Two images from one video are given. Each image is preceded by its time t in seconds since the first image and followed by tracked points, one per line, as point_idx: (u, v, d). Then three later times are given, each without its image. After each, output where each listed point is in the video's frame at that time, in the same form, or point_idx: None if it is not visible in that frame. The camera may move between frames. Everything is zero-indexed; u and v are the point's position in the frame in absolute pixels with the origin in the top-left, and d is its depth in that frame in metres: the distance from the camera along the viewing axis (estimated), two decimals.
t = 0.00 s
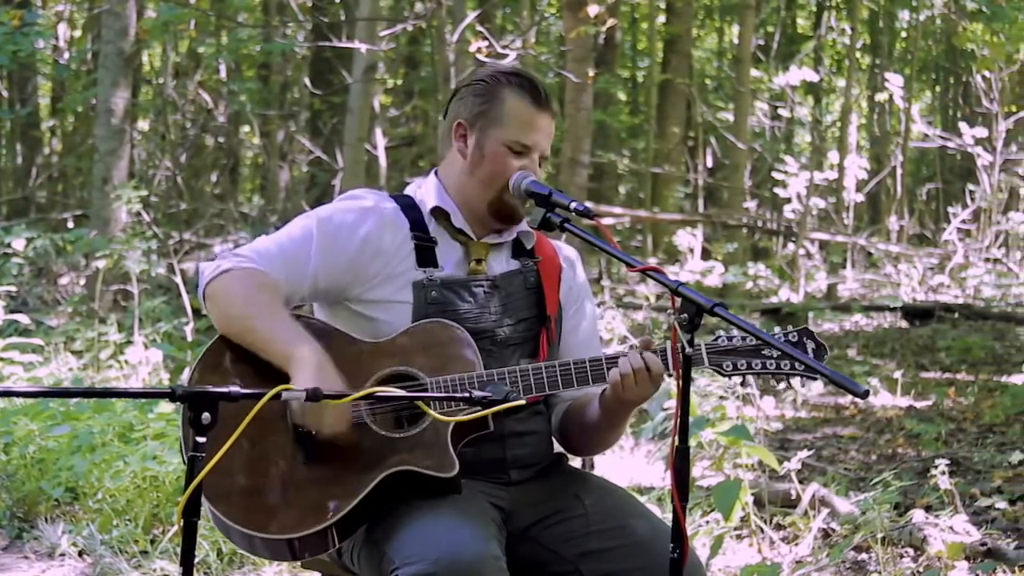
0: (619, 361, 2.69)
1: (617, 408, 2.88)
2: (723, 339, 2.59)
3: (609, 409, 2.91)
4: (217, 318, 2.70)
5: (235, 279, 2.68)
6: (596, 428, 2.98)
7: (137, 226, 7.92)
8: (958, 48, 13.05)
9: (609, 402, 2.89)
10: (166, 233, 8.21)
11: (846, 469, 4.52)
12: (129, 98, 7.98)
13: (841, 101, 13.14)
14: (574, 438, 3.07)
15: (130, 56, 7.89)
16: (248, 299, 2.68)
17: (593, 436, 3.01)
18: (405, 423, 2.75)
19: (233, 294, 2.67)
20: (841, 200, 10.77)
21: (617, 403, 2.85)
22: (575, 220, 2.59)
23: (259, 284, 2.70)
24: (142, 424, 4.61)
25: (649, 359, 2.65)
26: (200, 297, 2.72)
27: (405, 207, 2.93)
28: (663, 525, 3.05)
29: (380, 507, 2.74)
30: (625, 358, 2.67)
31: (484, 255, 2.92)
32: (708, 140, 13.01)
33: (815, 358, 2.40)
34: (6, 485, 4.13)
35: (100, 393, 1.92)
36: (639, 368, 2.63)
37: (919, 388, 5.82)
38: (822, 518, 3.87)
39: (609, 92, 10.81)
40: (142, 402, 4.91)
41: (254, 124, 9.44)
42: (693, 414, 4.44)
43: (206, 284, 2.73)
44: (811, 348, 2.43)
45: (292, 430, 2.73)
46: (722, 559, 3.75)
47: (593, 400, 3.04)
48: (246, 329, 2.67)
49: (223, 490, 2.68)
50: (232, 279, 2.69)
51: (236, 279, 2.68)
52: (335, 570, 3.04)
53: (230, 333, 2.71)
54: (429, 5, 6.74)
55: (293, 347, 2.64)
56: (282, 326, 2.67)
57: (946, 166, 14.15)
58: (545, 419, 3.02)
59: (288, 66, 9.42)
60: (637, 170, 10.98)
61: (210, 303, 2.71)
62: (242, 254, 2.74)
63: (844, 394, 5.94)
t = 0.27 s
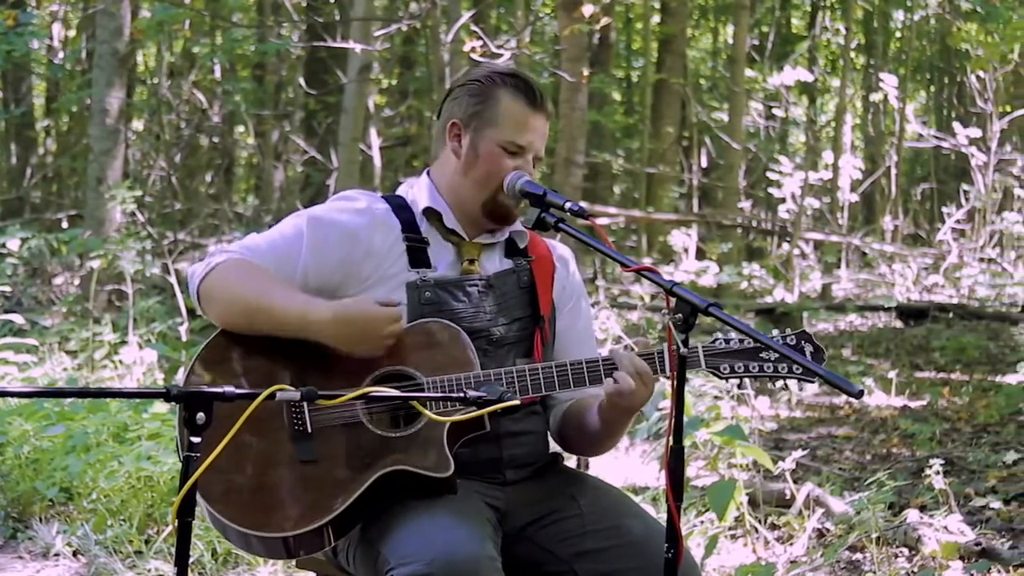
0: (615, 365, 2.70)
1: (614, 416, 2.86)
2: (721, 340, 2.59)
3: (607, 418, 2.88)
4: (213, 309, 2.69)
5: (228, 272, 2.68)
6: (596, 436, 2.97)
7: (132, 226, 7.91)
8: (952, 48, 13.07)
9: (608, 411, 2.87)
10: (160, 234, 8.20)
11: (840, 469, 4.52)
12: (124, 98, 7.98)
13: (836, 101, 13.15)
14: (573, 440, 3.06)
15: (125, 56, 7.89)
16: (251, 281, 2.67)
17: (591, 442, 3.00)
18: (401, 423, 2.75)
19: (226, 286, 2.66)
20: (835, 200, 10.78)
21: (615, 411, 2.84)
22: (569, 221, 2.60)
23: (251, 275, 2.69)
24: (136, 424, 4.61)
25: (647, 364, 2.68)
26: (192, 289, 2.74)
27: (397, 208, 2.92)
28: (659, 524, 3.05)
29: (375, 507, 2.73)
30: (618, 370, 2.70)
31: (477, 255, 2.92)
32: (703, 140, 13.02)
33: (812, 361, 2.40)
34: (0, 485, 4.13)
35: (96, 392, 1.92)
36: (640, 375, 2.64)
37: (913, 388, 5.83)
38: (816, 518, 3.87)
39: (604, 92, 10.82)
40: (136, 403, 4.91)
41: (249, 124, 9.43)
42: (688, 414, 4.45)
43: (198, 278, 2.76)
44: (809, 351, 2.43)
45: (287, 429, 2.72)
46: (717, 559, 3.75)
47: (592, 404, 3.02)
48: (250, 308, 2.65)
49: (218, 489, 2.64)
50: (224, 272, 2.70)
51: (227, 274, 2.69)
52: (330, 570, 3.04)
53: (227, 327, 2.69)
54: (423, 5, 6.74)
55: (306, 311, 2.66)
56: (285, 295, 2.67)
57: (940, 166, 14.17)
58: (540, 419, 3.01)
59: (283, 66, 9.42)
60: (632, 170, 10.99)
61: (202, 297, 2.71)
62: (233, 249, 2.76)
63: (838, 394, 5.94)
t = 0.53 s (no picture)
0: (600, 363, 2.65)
1: (613, 422, 2.86)
2: (710, 335, 2.59)
3: (602, 422, 2.87)
4: (207, 320, 2.70)
5: (221, 282, 2.69)
6: (592, 437, 2.98)
7: (126, 227, 7.90)
8: (946, 48, 13.10)
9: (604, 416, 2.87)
10: (155, 233, 8.20)
11: (834, 469, 4.52)
12: (118, 97, 7.97)
13: (830, 101, 13.17)
14: (568, 440, 3.06)
15: (119, 56, 7.89)
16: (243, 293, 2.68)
17: (588, 443, 3.00)
18: (394, 426, 2.74)
19: (220, 295, 2.67)
20: (829, 200, 10.79)
21: (609, 413, 2.82)
22: (564, 220, 2.61)
23: (246, 284, 2.70)
24: (130, 424, 4.61)
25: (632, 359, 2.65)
26: (188, 299, 2.73)
27: (391, 208, 2.92)
28: (653, 525, 3.05)
29: (369, 510, 2.73)
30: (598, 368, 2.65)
31: (470, 255, 2.92)
32: (696, 140, 13.03)
33: (803, 357, 2.40)
34: None
35: (91, 393, 1.93)
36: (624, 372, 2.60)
37: (907, 388, 5.83)
38: (811, 518, 3.88)
39: (598, 92, 10.83)
40: (130, 403, 4.91)
41: (243, 123, 9.44)
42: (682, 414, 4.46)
43: (193, 287, 2.74)
44: (800, 344, 2.43)
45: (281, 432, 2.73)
46: (711, 559, 3.75)
47: (587, 405, 3.01)
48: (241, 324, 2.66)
49: (212, 493, 2.67)
50: (219, 282, 2.69)
51: (222, 282, 2.69)
52: (323, 570, 3.04)
53: (223, 336, 2.71)
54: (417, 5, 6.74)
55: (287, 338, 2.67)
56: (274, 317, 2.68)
57: (934, 166, 14.20)
58: (534, 419, 3.01)
59: (277, 66, 9.42)
60: (626, 170, 10.99)
61: (199, 306, 2.71)
62: (228, 257, 2.75)
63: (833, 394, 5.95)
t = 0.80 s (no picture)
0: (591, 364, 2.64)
1: (606, 421, 2.86)
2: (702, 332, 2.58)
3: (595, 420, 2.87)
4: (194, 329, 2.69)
5: (211, 289, 2.68)
6: (585, 436, 2.98)
7: (121, 227, 7.90)
8: (941, 49, 13.12)
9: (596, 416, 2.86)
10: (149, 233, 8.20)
11: (829, 469, 4.52)
12: (112, 98, 7.97)
13: (825, 101, 13.19)
14: (561, 440, 3.06)
15: (114, 56, 7.89)
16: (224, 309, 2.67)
17: (583, 442, 3.00)
18: (385, 428, 2.76)
19: (211, 305, 2.67)
20: (824, 200, 10.79)
21: (602, 412, 2.82)
22: (558, 220, 2.61)
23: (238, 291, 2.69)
24: (125, 424, 4.61)
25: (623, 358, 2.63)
26: (179, 306, 2.72)
27: (382, 210, 2.92)
28: (647, 524, 3.04)
29: (362, 513, 2.73)
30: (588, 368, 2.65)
31: (462, 255, 2.93)
32: (692, 141, 13.04)
33: (793, 355, 2.40)
34: None
35: (86, 394, 1.92)
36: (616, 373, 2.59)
37: (902, 388, 5.84)
38: (805, 518, 3.88)
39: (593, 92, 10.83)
40: (125, 403, 4.91)
41: (238, 124, 9.44)
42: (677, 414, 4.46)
43: (185, 293, 2.73)
44: (790, 340, 2.43)
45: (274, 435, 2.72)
46: (705, 559, 3.75)
47: (580, 406, 3.02)
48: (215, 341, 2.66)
49: (205, 498, 2.68)
50: (211, 291, 2.68)
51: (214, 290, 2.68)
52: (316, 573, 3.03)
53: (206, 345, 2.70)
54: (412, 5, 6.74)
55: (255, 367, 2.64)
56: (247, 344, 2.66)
57: (928, 166, 14.22)
58: (528, 420, 3.01)
59: (272, 66, 9.42)
60: (621, 170, 11.01)
61: (189, 314, 2.70)
62: (220, 263, 2.74)
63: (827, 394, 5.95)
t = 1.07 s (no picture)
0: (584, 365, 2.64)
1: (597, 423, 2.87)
2: (697, 335, 2.58)
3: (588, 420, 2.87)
4: (184, 322, 2.68)
5: (200, 284, 2.67)
6: (577, 435, 2.98)
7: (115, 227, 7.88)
8: (935, 49, 13.15)
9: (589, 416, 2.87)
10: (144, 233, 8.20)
11: (823, 469, 4.53)
12: (106, 98, 7.96)
13: (819, 101, 13.21)
14: (554, 436, 3.06)
15: (108, 56, 7.88)
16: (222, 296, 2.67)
17: (575, 441, 3.01)
18: (380, 428, 2.72)
19: (198, 298, 2.66)
20: (818, 200, 10.80)
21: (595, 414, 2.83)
22: (552, 221, 2.62)
23: (226, 287, 2.68)
24: (119, 425, 4.61)
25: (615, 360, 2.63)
26: (166, 299, 2.71)
27: (369, 210, 2.91)
28: (640, 523, 3.05)
29: (354, 513, 2.73)
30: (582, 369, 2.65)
31: (451, 255, 2.92)
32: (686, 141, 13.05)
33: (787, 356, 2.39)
34: None
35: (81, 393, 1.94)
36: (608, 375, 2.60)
37: (896, 388, 5.84)
38: (799, 518, 3.88)
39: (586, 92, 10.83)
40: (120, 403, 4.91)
41: (232, 124, 9.44)
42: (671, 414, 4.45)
43: (172, 287, 2.73)
44: (785, 343, 2.42)
45: (266, 435, 2.70)
46: (699, 559, 3.75)
47: (573, 404, 3.01)
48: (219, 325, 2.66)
49: (197, 498, 2.68)
50: (197, 284, 2.68)
51: (200, 284, 2.67)
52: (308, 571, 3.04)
53: (200, 337, 2.69)
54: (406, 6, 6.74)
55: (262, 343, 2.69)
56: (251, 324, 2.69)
57: (922, 166, 14.24)
58: (521, 419, 3.01)
59: (266, 66, 9.42)
60: (615, 170, 11.01)
61: (177, 308, 2.70)
62: (208, 258, 2.73)
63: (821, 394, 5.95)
